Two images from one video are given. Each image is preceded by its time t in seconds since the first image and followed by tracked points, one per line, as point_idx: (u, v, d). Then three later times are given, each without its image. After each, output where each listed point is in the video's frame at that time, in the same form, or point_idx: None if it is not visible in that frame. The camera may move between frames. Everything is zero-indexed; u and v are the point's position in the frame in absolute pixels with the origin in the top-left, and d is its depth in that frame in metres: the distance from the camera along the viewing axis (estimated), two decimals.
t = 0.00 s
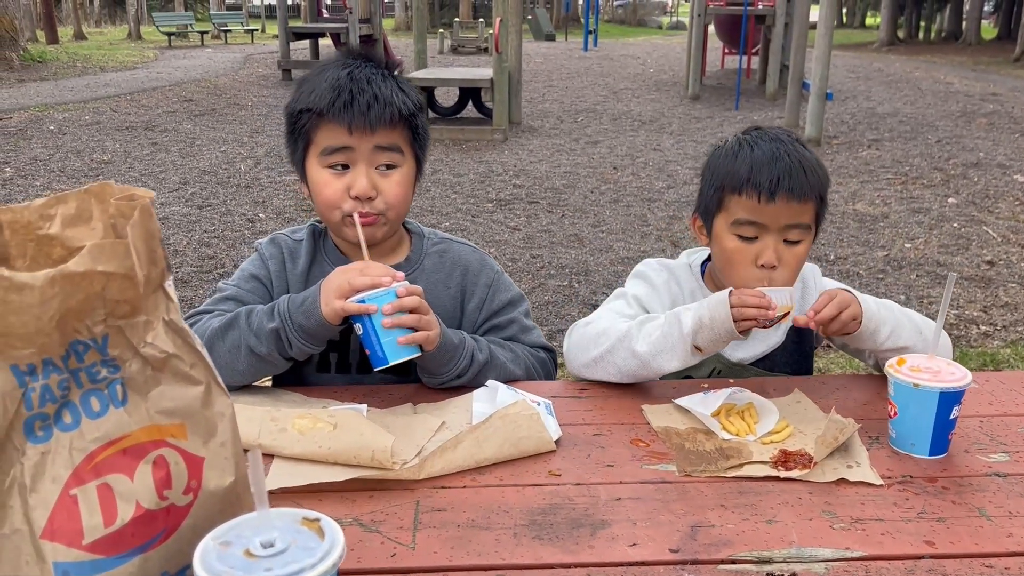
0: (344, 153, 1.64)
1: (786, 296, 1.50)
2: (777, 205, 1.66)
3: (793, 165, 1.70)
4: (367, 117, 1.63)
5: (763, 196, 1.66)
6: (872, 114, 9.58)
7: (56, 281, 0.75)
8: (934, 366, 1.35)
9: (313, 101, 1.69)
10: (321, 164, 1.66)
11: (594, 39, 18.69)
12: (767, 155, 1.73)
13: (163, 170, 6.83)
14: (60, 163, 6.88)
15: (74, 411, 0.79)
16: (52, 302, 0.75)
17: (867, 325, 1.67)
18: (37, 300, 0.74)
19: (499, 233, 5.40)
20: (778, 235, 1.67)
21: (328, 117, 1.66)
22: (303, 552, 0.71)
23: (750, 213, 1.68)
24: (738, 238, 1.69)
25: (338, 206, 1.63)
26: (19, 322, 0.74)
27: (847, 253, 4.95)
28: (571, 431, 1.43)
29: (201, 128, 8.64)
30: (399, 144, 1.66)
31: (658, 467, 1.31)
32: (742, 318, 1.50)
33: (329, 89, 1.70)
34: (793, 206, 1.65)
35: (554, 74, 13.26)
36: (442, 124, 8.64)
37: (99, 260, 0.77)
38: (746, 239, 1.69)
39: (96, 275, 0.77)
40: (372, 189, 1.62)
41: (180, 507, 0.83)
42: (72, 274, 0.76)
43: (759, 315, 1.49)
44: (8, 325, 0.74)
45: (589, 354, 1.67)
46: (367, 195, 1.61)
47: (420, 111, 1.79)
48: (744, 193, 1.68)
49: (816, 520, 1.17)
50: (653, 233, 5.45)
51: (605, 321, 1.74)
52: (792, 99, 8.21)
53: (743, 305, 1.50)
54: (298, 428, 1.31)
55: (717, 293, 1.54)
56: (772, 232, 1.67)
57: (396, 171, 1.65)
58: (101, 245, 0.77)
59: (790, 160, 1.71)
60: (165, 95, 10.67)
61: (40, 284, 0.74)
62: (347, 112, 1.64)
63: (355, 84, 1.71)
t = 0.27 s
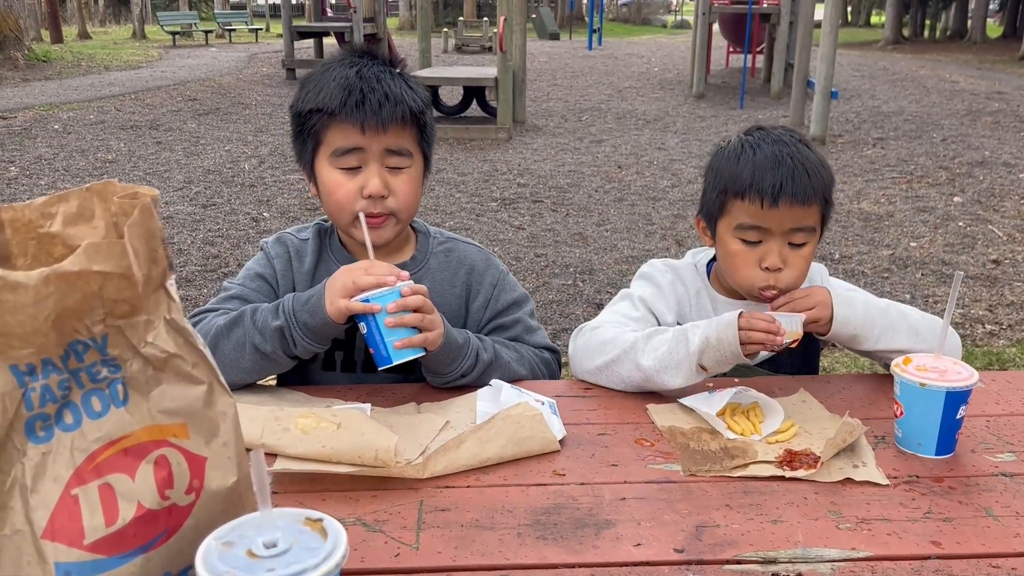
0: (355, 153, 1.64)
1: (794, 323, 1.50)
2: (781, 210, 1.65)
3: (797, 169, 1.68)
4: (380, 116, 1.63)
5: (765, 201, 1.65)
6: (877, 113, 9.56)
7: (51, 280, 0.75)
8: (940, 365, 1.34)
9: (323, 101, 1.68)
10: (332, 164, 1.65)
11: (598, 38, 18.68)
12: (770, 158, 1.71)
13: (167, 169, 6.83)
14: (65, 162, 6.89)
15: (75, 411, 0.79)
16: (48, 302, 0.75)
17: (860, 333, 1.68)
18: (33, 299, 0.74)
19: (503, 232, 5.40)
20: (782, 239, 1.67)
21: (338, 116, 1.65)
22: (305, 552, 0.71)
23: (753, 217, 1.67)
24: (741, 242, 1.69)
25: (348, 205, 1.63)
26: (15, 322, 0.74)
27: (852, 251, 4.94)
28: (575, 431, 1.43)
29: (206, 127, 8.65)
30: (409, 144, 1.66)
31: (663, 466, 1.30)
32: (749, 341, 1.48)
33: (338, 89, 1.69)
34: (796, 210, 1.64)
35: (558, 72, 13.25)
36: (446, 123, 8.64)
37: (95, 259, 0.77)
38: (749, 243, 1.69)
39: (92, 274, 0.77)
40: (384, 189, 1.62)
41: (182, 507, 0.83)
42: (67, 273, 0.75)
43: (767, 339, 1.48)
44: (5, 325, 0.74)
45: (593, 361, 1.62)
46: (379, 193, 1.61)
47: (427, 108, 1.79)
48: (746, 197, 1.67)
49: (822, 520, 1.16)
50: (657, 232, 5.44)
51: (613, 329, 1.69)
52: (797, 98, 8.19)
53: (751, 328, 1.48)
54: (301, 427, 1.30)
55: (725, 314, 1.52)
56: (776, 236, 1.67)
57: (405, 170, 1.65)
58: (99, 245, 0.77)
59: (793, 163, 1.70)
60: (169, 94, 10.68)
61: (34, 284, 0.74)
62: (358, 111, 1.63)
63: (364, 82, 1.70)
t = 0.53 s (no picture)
0: (353, 142, 1.64)
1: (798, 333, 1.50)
2: (787, 217, 1.63)
3: (802, 175, 1.67)
4: (377, 105, 1.63)
5: (771, 211, 1.64)
6: (882, 111, 9.53)
7: (52, 280, 0.75)
8: (944, 364, 1.34)
9: (322, 92, 1.68)
10: (332, 155, 1.65)
11: (602, 36, 18.66)
12: (775, 165, 1.70)
13: (172, 168, 6.85)
14: (70, 161, 6.91)
15: (79, 410, 0.79)
16: (50, 302, 0.76)
17: (860, 342, 1.68)
18: (35, 299, 0.74)
19: (507, 230, 5.40)
20: (787, 246, 1.66)
21: (338, 106, 1.65)
22: (309, 551, 0.71)
23: (758, 225, 1.66)
24: (747, 249, 1.69)
25: (349, 197, 1.63)
26: (17, 321, 0.74)
27: (857, 250, 4.93)
28: (578, 429, 1.43)
29: (210, 125, 8.66)
30: (408, 136, 1.66)
31: (667, 465, 1.31)
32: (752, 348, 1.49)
33: (337, 80, 1.69)
34: (802, 219, 1.63)
35: (563, 70, 13.23)
36: (450, 122, 8.64)
37: (96, 260, 0.77)
38: (755, 251, 1.68)
39: (94, 274, 0.77)
40: (384, 178, 1.62)
41: (186, 505, 0.83)
42: (68, 273, 0.76)
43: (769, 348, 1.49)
44: (6, 325, 0.74)
45: (595, 362, 1.62)
46: (379, 182, 1.62)
47: (427, 101, 1.79)
48: (752, 205, 1.66)
49: (825, 518, 1.16)
50: (661, 230, 5.44)
51: (615, 330, 1.69)
52: (801, 96, 8.18)
53: (753, 336, 1.50)
54: (305, 425, 1.30)
55: (728, 323, 1.53)
56: (782, 243, 1.66)
57: (405, 161, 1.65)
58: (100, 245, 0.77)
59: (798, 169, 1.69)
60: (174, 93, 10.70)
61: (36, 284, 0.74)
62: (357, 101, 1.64)
63: (363, 74, 1.71)
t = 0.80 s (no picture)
0: (349, 141, 1.65)
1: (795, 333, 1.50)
2: (784, 215, 1.63)
3: (797, 173, 1.68)
4: (372, 103, 1.64)
5: (768, 210, 1.64)
6: (887, 107, 9.51)
7: (54, 277, 0.76)
8: (944, 361, 1.34)
9: (317, 93, 1.69)
10: (329, 154, 1.66)
11: (607, 33, 18.64)
12: (770, 164, 1.70)
13: (176, 165, 6.87)
14: (76, 158, 6.93)
15: (81, 406, 0.80)
16: (52, 299, 0.76)
17: (858, 346, 1.67)
18: (36, 296, 0.75)
19: (510, 227, 5.41)
20: (787, 245, 1.66)
21: (333, 105, 1.66)
22: (308, 546, 0.72)
23: (756, 225, 1.66)
24: (747, 250, 1.69)
25: (347, 196, 1.64)
26: (19, 318, 0.75)
27: (861, 247, 4.92)
28: (579, 426, 1.44)
29: (215, 123, 8.68)
30: (404, 133, 1.67)
31: (666, 461, 1.31)
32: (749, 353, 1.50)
33: (332, 79, 1.70)
34: (799, 217, 1.63)
35: (567, 67, 13.23)
36: (454, 119, 8.64)
37: (97, 257, 0.78)
38: (755, 251, 1.68)
39: (95, 272, 0.78)
40: (380, 176, 1.63)
41: (187, 500, 0.84)
42: (70, 270, 0.77)
43: (767, 352, 1.49)
44: (9, 322, 0.75)
45: (595, 360, 1.62)
46: (375, 180, 1.62)
47: (422, 99, 1.80)
48: (748, 205, 1.66)
49: (824, 515, 1.17)
50: (665, 228, 5.44)
51: (615, 328, 1.69)
52: (806, 93, 8.16)
53: (750, 339, 1.50)
54: (307, 422, 1.31)
55: (726, 324, 1.54)
56: (781, 243, 1.66)
57: (402, 158, 1.66)
58: (101, 242, 0.78)
59: (793, 168, 1.69)
60: (179, 91, 10.72)
61: (38, 281, 0.75)
62: (351, 100, 1.65)
63: (358, 73, 1.71)
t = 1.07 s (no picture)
0: (337, 144, 1.66)
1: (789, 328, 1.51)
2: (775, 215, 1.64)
3: (787, 172, 1.68)
4: (358, 106, 1.65)
5: (759, 210, 1.65)
6: (891, 103, 9.49)
7: (52, 271, 0.77)
8: (936, 355, 1.35)
9: (306, 96, 1.71)
10: (318, 157, 1.68)
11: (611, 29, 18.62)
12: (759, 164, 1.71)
13: (180, 162, 6.89)
14: (80, 155, 6.96)
15: (77, 398, 0.81)
16: (50, 292, 0.77)
17: (847, 340, 1.69)
18: (35, 290, 0.76)
19: (513, 223, 5.41)
20: (783, 244, 1.67)
21: (321, 109, 1.67)
22: (299, 534, 0.73)
23: (749, 226, 1.67)
24: (744, 250, 1.69)
25: (338, 197, 1.66)
26: (18, 311, 0.76)
27: (863, 242, 4.92)
28: (574, 419, 1.45)
29: (219, 120, 8.70)
30: (394, 133, 1.68)
31: (660, 454, 1.32)
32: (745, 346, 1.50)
33: (321, 82, 1.71)
34: (792, 217, 1.64)
35: (571, 64, 13.22)
36: (457, 116, 8.65)
37: (95, 250, 0.79)
38: (752, 251, 1.69)
39: (92, 265, 0.79)
40: (368, 178, 1.65)
41: (181, 491, 0.86)
42: (68, 264, 0.78)
43: (762, 345, 1.50)
44: (8, 314, 0.76)
45: (591, 353, 1.64)
46: (365, 182, 1.64)
47: (413, 96, 1.80)
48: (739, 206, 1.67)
49: (815, 507, 1.18)
50: (668, 224, 5.44)
51: (611, 322, 1.71)
52: (810, 88, 8.15)
53: (746, 332, 1.51)
54: (304, 415, 1.32)
55: (721, 317, 1.54)
56: (777, 241, 1.67)
57: (392, 159, 1.67)
58: (99, 235, 0.79)
59: (784, 167, 1.69)
60: (183, 88, 10.74)
61: (36, 275, 0.76)
62: (338, 104, 1.66)
63: (346, 74, 1.73)
